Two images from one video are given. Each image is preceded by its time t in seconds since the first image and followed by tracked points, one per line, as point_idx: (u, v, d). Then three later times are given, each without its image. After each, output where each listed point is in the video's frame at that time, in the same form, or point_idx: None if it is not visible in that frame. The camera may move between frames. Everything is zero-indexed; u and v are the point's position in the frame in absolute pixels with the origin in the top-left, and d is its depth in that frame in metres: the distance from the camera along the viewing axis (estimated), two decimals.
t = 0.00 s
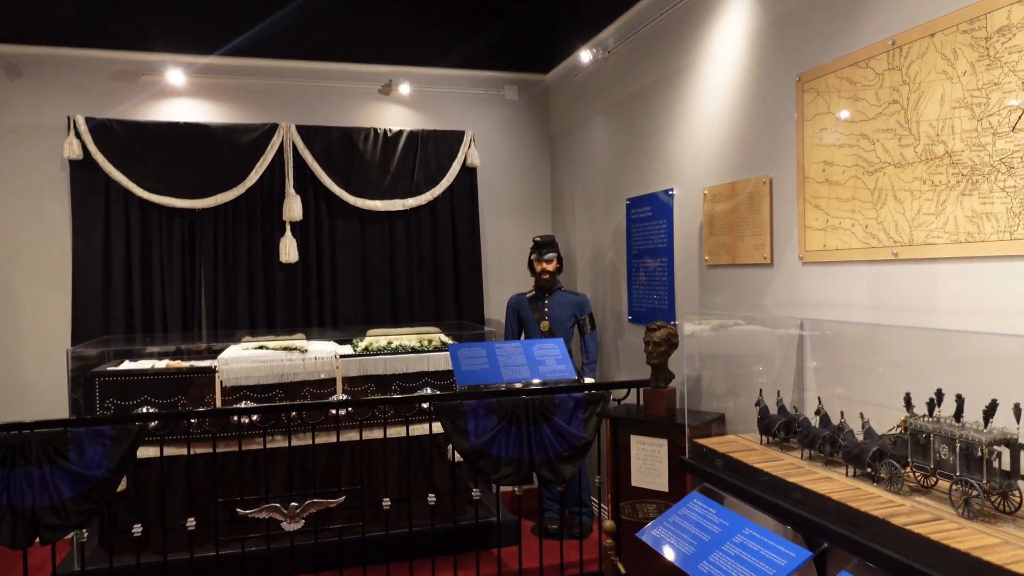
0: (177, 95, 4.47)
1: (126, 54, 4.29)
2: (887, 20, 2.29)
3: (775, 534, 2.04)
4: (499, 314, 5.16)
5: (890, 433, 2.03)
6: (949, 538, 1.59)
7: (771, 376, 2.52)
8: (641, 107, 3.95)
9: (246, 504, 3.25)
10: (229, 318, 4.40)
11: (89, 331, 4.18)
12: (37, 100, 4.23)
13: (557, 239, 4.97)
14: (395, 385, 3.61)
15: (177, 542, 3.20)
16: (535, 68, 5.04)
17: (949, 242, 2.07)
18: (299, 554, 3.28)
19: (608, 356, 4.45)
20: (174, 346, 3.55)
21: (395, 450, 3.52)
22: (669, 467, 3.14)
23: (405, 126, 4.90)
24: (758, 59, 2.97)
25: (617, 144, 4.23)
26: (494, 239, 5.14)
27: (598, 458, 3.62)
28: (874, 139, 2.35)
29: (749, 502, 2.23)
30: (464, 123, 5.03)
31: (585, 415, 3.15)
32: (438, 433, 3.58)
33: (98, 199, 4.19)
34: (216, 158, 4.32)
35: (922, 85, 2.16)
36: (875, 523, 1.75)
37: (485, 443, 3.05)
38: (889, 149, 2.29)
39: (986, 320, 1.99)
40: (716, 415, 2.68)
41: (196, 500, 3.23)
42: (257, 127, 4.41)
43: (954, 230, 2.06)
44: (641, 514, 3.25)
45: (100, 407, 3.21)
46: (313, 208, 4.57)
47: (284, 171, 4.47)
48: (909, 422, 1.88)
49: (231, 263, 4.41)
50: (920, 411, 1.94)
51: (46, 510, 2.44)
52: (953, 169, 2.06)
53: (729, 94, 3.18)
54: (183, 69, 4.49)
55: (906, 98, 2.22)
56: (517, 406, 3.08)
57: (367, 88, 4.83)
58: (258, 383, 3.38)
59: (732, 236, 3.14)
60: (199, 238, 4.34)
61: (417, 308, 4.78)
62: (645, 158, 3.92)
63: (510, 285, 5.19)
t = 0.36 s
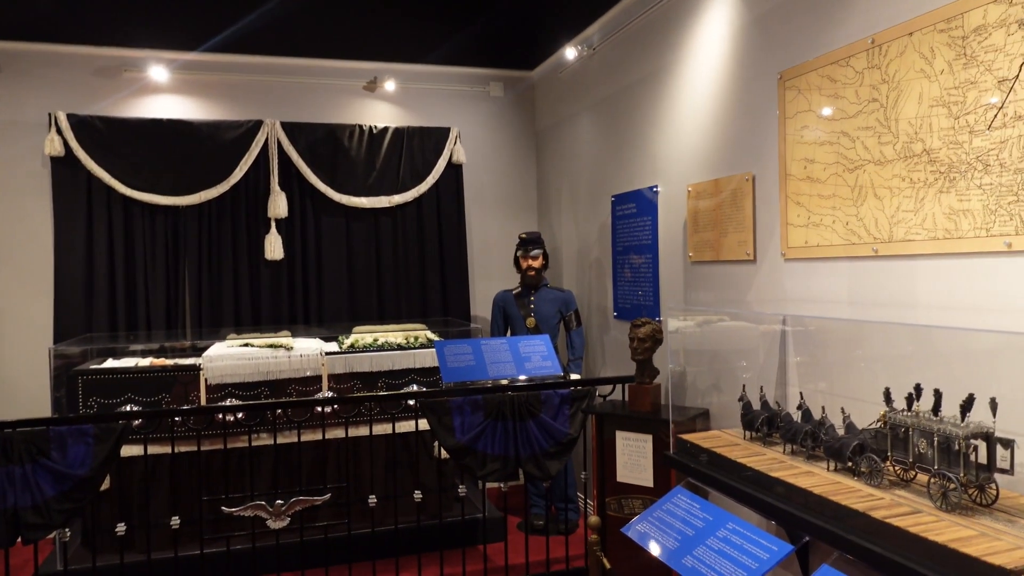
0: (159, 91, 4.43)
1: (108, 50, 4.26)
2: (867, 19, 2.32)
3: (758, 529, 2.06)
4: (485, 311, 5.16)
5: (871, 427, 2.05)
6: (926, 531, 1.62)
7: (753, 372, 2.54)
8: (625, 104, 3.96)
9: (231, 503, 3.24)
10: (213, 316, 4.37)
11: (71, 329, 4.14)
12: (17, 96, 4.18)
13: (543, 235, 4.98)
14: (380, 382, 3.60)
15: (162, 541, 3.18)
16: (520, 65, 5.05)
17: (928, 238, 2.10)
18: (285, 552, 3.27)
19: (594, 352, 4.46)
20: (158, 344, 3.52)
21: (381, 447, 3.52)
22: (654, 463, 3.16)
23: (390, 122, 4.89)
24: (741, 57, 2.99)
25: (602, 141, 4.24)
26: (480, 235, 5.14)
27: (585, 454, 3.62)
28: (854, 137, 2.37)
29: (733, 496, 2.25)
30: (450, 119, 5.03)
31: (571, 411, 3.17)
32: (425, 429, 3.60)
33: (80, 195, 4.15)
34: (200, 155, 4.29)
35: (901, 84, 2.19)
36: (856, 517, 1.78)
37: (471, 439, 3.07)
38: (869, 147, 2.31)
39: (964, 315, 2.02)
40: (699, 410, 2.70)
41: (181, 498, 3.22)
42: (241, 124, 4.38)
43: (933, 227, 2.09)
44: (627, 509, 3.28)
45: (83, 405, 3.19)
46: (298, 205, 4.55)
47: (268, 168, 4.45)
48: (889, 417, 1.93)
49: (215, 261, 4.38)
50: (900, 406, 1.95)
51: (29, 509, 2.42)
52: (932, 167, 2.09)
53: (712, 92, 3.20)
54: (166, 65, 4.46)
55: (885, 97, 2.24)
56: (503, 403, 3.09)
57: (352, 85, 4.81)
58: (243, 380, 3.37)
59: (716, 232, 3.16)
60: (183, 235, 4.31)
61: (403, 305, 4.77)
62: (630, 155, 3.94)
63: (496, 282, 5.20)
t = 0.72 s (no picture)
0: (142, 88, 4.38)
1: (89, 46, 4.20)
2: (853, 22, 2.34)
3: (746, 526, 2.08)
4: (471, 310, 5.16)
5: (856, 425, 2.07)
6: (911, 527, 1.64)
7: (739, 371, 2.56)
8: (612, 104, 3.98)
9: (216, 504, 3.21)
10: (197, 315, 4.33)
11: (52, 328, 4.08)
12: None
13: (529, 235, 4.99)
14: (366, 381, 3.59)
15: (146, 543, 3.14)
16: (506, 64, 5.05)
17: (912, 239, 2.13)
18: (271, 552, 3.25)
19: (580, 351, 4.48)
20: (140, 344, 3.48)
21: (367, 447, 3.51)
22: (640, 461, 3.18)
23: (376, 121, 4.87)
24: (727, 58, 3.01)
25: (589, 141, 4.25)
26: (466, 234, 5.13)
27: (571, 453, 3.64)
28: (839, 139, 2.40)
29: (720, 494, 2.27)
30: (436, 118, 5.02)
31: (558, 410, 3.18)
32: (412, 429, 3.59)
33: (61, 193, 4.09)
34: (183, 153, 4.24)
35: (886, 87, 2.22)
36: (843, 513, 1.80)
37: (458, 439, 3.07)
38: (855, 149, 2.34)
39: (947, 315, 2.05)
40: (686, 409, 2.71)
41: (165, 499, 3.18)
42: (225, 122, 4.34)
43: (917, 228, 2.12)
44: (612, 507, 3.30)
45: (65, 406, 3.14)
46: (283, 204, 4.52)
47: (253, 167, 4.41)
48: (875, 415, 1.95)
49: (199, 259, 4.34)
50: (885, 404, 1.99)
51: (9, 512, 2.38)
52: (916, 169, 2.12)
53: (699, 93, 3.23)
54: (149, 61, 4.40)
55: (871, 99, 2.27)
56: (491, 402, 3.09)
57: (338, 83, 4.78)
58: (228, 381, 3.34)
59: (703, 232, 3.18)
60: (166, 233, 4.26)
61: (388, 304, 4.76)
62: (617, 155, 3.95)
63: (482, 281, 5.19)
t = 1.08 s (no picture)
0: (125, 88, 4.33)
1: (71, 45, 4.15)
2: (838, 28, 2.38)
3: (734, 526, 2.10)
4: (457, 312, 5.16)
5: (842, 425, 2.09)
6: (898, 525, 1.66)
7: (725, 372, 2.58)
8: (599, 107, 4.00)
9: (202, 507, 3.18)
10: (181, 317, 4.29)
11: (32, 330, 4.02)
12: None
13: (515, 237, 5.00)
14: (352, 383, 3.58)
15: (130, 547, 3.11)
16: (492, 66, 5.06)
17: (897, 242, 2.16)
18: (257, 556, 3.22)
19: (567, 352, 4.49)
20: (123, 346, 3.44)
21: (354, 449, 3.50)
22: (628, 462, 3.19)
23: (362, 122, 4.86)
24: (713, 63, 3.04)
25: (576, 143, 4.27)
26: (453, 236, 5.13)
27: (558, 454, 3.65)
28: (824, 143, 2.43)
29: (708, 494, 2.29)
30: (422, 120, 5.01)
31: (545, 412, 3.18)
32: (399, 432, 3.56)
33: (42, 193, 4.03)
34: (167, 154, 4.20)
35: (871, 92, 2.25)
36: (830, 512, 1.82)
37: (446, 441, 3.06)
38: (840, 153, 2.37)
39: (930, 317, 2.08)
40: (672, 410, 2.73)
41: (150, 503, 3.15)
42: (210, 122, 4.31)
43: (901, 231, 2.15)
44: (598, 508, 3.32)
45: (47, 409, 3.10)
46: (268, 205, 4.49)
47: (238, 168, 4.38)
48: (861, 416, 1.96)
49: (183, 261, 4.30)
50: (871, 405, 2.01)
51: None
52: (900, 173, 2.15)
53: (685, 96, 3.25)
54: (131, 61, 4.36)
55: (856, 104, 2.30)
56: (478, 404, 3.08)
57: (323, 84, 4.76)
58: (213, 383, 3.32)
59: (689, 234, 3.21)
60: (150, 234, 4.22)
61: (374, 306, 4.74)
62: (603, 158, 3.97)
63: (468, 282, 5.19)
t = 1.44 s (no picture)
0: (97, 89, 4.27)
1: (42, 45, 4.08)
2: (813, 35, 2.42)
3: (714, 525, 2.13)
4: (436, 314, 5.14)
5: (819, 425, 2.12)
6: (874, 523, 1.69)
7: (703, 373, 2.61)
8: (577, 110, 4.02)
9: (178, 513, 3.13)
10: (155, 321, 4.23)
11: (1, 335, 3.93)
12: None
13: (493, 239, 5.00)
14: (330, 387, 3.55)
15: (103, 555, 3.05)
16: (470, 69, 5.06)
17: (871, 244, 2.21)
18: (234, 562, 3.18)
19: (546, 354, 4.50)
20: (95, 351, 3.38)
21: (333, 453, 3.47)
22: (608, 463, 3.21)
23: (339, 124, 4.83)
24: (691, 67, 3.08)
25: (554, 146, 4.28)
26: (431, 238, 5.12)
27: (537, 456, 3.66)
28: (800, 147, 2.47)
29: (688, 495, 2.31)
30: (400, 122, 5.00)
31: (525, 414, 3.18)
32: (378, 436, 3.55)
33: (11, 196, 3.94)
34: (141, 156, 4.14)
35: (845, 98, 2.29)
36: (808, 511, 1.85)
37: (426, 444, 3.06)
38: (815, 157, 2.41)
39: (902, 318, 2.13)
40: (651, 411, 2.74)
41: (125, 509, 3.10)
42: (184, 124, 4.25)
43: (875, 234, 2.19)
44: (577, 509, 3.31)
45: (17, 416, 3.04)
46: (244, 207, 4.44)
47: (213, 170, 4.32)
48: (838, 416, 1.99)
49: (157, 263, 4.24)
50: (848, 405, 2.03)
51: None
52: (874, 177, 2.20)
53: (662, 100, 3.29)
54: (104, 61, 4.30)
55: (830, 109, 2.34)
56: (458, 407, 3.08)
57: (300, 85, 4.73)
58: (188, 388, 3.27)
59: (667, 237, 3.24)
60: (123, 237, 4.15)
61: (352, 309, 4.71)
62: (581, 161, 3.99)
63: (447, 285, 5.18)
